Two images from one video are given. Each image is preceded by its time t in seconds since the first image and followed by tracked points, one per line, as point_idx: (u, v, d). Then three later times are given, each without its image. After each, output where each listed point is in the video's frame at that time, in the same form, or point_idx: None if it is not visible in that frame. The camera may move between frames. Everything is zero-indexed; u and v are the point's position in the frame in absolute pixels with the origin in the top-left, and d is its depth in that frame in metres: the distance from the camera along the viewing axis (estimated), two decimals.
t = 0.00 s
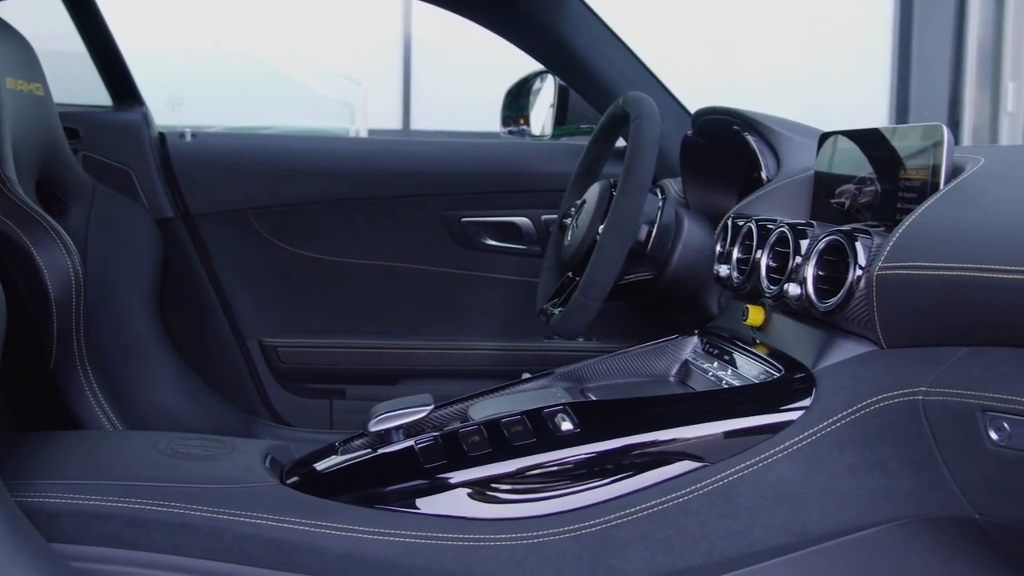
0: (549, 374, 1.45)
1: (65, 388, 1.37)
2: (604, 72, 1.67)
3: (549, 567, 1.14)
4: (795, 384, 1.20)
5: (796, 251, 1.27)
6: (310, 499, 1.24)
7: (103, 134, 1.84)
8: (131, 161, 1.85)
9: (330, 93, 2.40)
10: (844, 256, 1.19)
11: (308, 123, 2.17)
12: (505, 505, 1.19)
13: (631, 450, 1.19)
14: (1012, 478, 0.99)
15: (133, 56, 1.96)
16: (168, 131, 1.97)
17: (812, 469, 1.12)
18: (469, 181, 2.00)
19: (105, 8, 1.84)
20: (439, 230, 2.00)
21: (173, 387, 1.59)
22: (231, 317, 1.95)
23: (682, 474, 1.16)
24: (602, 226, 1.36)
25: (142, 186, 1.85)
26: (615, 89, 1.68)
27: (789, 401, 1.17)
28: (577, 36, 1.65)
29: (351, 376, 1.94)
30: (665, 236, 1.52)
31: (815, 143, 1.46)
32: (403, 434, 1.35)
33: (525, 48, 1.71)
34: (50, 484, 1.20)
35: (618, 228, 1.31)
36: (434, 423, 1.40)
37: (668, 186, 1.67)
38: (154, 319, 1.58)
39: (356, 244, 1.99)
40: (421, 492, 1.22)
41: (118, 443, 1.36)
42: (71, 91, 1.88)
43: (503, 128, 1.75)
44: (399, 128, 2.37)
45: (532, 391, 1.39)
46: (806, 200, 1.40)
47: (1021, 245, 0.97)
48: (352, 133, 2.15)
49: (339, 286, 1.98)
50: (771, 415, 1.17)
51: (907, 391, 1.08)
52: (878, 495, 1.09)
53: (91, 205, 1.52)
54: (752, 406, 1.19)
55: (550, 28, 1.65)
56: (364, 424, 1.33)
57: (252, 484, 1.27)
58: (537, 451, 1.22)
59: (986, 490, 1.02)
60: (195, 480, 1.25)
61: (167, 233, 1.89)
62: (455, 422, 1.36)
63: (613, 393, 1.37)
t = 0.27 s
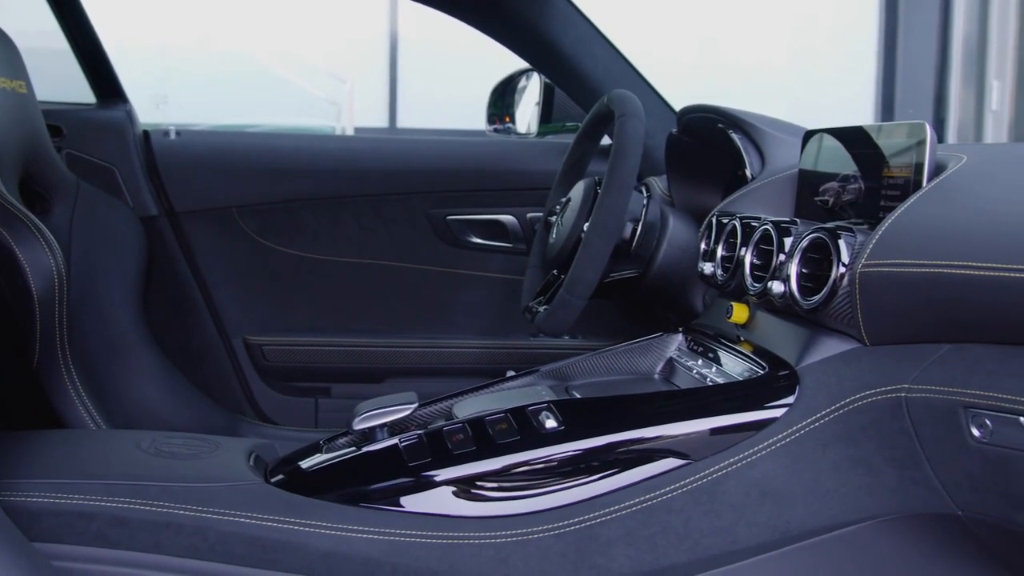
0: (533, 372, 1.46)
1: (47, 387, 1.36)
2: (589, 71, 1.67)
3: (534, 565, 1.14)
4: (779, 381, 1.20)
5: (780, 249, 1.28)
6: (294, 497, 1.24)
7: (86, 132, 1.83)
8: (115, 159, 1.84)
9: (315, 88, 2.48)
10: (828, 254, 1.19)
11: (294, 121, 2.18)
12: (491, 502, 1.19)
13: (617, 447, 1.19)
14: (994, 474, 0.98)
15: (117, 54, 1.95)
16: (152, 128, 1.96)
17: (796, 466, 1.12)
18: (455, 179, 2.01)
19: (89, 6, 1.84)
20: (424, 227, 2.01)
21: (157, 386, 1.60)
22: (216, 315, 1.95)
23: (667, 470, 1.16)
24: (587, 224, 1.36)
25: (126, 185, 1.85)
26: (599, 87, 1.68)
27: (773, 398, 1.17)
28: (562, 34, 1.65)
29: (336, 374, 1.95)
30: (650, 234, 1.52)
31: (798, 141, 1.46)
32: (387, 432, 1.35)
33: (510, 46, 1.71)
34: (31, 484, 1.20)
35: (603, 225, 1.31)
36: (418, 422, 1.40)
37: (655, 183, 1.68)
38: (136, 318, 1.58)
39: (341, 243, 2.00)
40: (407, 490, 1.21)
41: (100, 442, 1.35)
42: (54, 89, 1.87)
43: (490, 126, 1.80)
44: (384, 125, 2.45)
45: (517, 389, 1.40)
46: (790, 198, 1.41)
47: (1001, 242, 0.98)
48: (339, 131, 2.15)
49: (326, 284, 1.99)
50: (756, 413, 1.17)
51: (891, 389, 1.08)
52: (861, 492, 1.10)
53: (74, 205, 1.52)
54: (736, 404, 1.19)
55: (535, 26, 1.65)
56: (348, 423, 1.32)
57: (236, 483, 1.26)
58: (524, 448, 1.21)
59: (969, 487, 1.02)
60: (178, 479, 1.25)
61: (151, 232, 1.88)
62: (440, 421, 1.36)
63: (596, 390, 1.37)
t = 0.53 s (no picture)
0: (521, 370, 1.45)
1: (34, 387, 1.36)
2: (578, 69, 1.68)
3: (522, 563, 1.14)
4: (765, 379, 1.20)
5: (767, 247, 1.28)
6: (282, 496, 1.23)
7: (73, 131, 1.82)
8: (101, 158, 1.83)
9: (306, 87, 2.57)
10: (815, 252, 1.19)
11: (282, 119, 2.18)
12: (478, 501, 1.18)
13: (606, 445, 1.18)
14: (979, 471, 0.99)
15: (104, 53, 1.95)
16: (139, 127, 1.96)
17: (782, 463, 1.12)
18: (444, 177, 2.01)
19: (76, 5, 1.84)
20: (412, 225, 2.01)
21: (143, 386, 1.60)
22: (204, 314, 1.95)
23: (656, 468, 1.15)
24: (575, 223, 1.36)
25: (113, 183, 1.84)
26: (588, 85, 1.68)
27: (760, 396, 1.17)
28: (551, 33, 1.65)
29: (324, 373, 1.95)
30: (638, 232, 1.52)
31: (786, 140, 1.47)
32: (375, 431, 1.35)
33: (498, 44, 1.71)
34: (18, 483, 1.19)
35: (591, 224, 1.31)
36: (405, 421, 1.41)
37: (642, 182, 1.69)
38: (123, 316, 1.58)
39: (328, 241, 2.00)
40: (394, 488, 1.20)
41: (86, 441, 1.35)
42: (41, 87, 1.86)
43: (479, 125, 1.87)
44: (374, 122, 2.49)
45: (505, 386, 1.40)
46: (778, 196, 1.41)
47: (984, 240, 0.98)
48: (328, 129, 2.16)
49: (313, 282, 1.99)
50: (744, 410, 1.16)
51: (877, 386, 1.08)
52: (847, 489, 1.10)
53: (60, 205, 1.50)
54: (724, 401, 1.19)
55: (524, 25, 1.65)
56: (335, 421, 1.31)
57: (224, 481, 1.26)
58: (512, 446, 1.21)
59: (954, 484, 1.02)
60: (165, 478, 1.24)
61: (139, 230, 1.88)
62: (427, 419, 1.36)
63: (583, 390, 1.37)
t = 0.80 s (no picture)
0: (507, 368, 1.46)
1: (18, 387, 1.36)
2: (564, 68, 1.68)
3: (508, 561, 1.14)
4: (750, 376, 1.20)
5: (751, 245, 1.28)
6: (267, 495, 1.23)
7: (56, 129, 1.81)
8: (85, 156, 1.82)
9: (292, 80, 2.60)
10: (799, 250, 1.19)
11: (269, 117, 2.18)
12: (464, 499, 1.18)
13: (592, 442, 1.17)
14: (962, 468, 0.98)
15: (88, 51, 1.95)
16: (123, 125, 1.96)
17: (766, 460, 1.12)
18: (430, 176, 2.01)
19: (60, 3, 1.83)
20: (398, 223, 2.01)
21: (128, 384, 1.60)
22: (190, 313, 1.94)
23: (641, 465, 1.15)
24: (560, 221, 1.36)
25: (98, 181, 1.84)
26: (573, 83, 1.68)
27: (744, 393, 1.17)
28: (536, 31, 1.66)
29: (312, 371, 1.96)
30: (624, 229, 1.52)
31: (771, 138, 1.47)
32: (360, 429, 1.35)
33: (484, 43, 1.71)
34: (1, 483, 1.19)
35: (576, 221, 1.31)
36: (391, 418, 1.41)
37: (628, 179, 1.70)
38: (107, 315, 1.58)
39: (313, 240, 1.99)
40: (380, 486, 1.20)
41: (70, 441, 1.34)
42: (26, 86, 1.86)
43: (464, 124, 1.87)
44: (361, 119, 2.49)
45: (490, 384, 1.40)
46: (763, 194, 1.42)
47: (964, 237, 0.98)
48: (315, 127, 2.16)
49: (299, 280, 1.99)
50: (727, 407, 1.17)
51: (861, 382, 1.08)
52: (831, 486, 1.10)
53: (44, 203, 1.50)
54: (709, 398, 1.19)
55: (510, 23, 1.65)
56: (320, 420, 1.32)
57: (209, 480, 1.25)
58: (497, 444, 1.20)
59: (938, 481, 1.02)
60: (150, 478, 1.24)
61: (124, 229, 1.87)
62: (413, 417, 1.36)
63: (569, 388, 1.38)
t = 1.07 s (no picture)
0: (493, 367, 1.46)
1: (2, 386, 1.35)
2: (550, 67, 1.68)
3: (494, 560, 1.13)
4: (736, 374, 1.20)
5: (737, 243, 1.28)
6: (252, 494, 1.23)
7: (41, 126, 1.80)
8: (71, 154, 1.82)
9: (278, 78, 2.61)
10: (783, 248, 1.19)
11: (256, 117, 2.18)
12: (450, 497, 1.18)
13: (579, 440, 1.17)
14: (947, 466, 0.99)
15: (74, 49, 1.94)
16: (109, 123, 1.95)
17: (752, 458, 1.12)
18: (418, 174, 2.02)
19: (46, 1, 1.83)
20: (384, 221, 2.01)
21: (114, 382, 1.59)
22: (177, 312, 1.94)
23: (626, 463, 1.16)
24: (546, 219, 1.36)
25: (83, 179, 1.83)
26: (560, 82, 1.68)
27: (729, 392, 1.18)
28: (523, 30, 1.66)
29: (298, 369, 1.95)
30: (609, 227, 1.52)
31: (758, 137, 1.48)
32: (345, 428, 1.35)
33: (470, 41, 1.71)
34: None
35: (563, 220, 1.31)
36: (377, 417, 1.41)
37: (615, 178, 1.70)
38: (93, 313, 1.58)
39: (298, 238, 1.99)
40: (366, 485, 1.20)
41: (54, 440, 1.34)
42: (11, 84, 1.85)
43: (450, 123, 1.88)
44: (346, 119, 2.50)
45: (476, 382, 1.40)
46: (749, 192, 1.42)
47: (946, 235, 0.99)
48: (302, 126, 2.16)
49: (286, 279, 1.99)
50: (714, 406, 1.17)
51: (846, 381, 1.08)
52: (816, 484, 1.10)
53: (30, 202, 1.49)
54: (694, 396, 1.19)
55: (497, 22, 1.65)
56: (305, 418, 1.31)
57: (194, 480, 1.25)
58: (483, 442, 1.20)
59: (923, 478, 1.02)
60: (135, 477, 1.24)
61: (109, 228, 1.86)
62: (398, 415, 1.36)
63: (555, 385, 1.38)
